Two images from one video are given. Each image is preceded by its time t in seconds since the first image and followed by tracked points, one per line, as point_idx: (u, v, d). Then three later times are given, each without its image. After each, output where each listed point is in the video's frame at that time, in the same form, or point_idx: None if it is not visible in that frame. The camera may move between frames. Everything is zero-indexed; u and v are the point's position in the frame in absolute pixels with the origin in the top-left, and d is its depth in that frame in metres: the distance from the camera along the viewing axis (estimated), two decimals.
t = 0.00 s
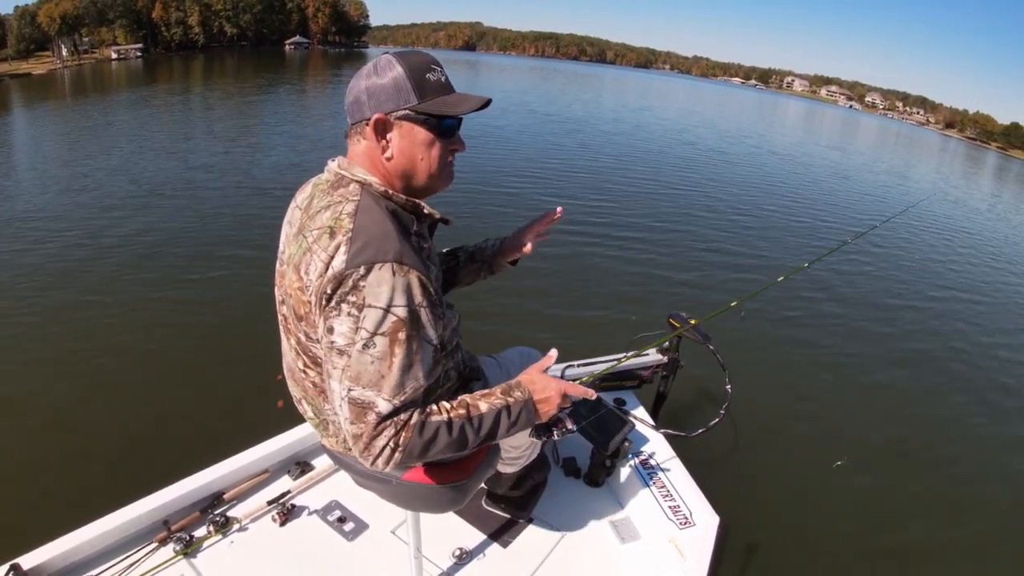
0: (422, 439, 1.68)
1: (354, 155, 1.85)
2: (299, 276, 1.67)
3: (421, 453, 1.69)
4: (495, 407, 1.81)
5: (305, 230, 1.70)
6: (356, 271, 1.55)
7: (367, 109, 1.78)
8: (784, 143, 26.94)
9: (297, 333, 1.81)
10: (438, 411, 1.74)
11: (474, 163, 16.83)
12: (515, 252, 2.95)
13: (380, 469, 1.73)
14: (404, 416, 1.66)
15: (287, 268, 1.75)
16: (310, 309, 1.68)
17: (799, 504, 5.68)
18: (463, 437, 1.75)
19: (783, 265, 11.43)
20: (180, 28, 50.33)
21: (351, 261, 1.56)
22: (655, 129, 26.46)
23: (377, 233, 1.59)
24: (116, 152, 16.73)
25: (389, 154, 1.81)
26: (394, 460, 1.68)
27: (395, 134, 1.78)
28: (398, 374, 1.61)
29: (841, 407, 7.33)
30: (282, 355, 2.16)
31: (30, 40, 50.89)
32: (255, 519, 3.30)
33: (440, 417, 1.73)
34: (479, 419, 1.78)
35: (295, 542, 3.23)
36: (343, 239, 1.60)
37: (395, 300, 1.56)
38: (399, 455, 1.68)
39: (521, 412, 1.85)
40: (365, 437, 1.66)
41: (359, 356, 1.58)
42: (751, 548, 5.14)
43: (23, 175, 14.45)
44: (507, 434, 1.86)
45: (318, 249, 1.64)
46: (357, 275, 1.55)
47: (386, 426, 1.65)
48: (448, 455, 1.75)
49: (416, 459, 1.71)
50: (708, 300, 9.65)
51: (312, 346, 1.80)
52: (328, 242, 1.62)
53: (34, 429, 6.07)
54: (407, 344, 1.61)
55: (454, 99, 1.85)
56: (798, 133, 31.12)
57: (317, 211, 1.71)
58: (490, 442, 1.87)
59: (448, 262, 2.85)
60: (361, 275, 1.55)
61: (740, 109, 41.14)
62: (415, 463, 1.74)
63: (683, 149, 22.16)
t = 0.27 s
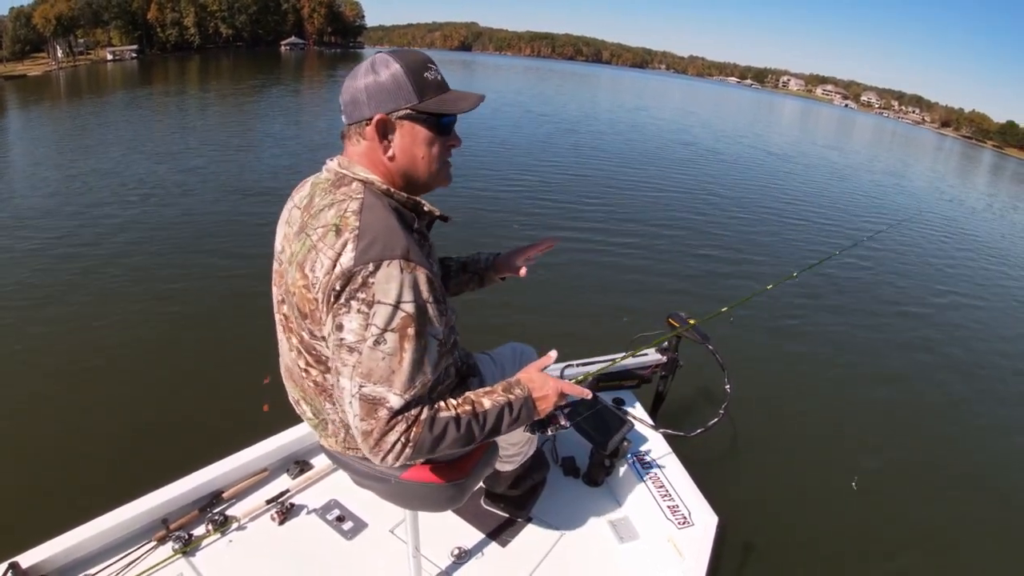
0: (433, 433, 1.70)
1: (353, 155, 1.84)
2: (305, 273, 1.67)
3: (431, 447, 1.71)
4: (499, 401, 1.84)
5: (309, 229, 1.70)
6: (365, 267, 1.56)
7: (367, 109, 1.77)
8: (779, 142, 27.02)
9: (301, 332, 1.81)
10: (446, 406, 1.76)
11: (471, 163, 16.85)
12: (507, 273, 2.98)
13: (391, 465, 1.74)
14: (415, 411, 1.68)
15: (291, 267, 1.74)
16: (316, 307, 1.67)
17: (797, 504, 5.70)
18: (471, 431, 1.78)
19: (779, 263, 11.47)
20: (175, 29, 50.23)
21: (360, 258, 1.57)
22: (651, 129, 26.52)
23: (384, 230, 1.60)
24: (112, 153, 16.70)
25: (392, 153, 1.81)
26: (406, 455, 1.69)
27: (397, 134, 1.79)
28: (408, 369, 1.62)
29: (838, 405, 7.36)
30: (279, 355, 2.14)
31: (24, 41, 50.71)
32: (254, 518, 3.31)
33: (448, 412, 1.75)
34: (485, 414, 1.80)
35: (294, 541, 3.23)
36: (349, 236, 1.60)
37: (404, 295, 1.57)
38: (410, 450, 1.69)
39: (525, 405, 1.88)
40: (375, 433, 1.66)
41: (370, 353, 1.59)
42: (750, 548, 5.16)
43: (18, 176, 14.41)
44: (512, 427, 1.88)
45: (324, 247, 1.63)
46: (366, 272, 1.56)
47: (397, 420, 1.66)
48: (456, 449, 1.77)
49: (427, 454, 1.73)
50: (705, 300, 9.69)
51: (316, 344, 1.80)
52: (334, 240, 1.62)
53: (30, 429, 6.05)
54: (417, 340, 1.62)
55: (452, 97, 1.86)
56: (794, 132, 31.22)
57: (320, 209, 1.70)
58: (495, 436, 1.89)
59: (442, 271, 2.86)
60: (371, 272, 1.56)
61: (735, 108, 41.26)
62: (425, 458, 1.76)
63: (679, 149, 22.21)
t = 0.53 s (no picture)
0: (442, 430, 1.70)
1: (357, 156, 1.82)
2: (311, 272, 1.66)
3: (440, 444, 1.71)
4: (504, 398, 1.84)
5: (313, 228, 1.69)
6: (373, 265, 1.56)
7: (372, 111, 1.75)
8: (776, 141, 27.08)
9: (306, 332, 1.79)
10: (453, 403, 1.76)
11: (468, 163, 16.86)
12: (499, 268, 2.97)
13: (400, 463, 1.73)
14: (423, 408, 1.68)
15: (295, 266, 1.73)
16: (323, 306, 1.66)
17: (798, 503, 5.71)
18: (478, 428, 1.78)
19: (776, 263, 11.50)
20: (171, 31, 50.15)
21: (368, 256, 1.57)
22: (647, 129, 26.56)
23: (391, 228, 1.60)
24: (108, 155, 16.67)
25: (398, 155, 1.80)
26: (415, 451, 1.69)
27: (404, 135, 1.78)
28: (417, 366, 1.62)
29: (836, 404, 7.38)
30: (278, 357, 2.12)
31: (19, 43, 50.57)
32: (254, 518, 3.30)
33: (455, 409, 1.75)
34: (491, 410, 1.81)
35: (294, 541, 3.22)
36: (357, 235, 1.60)
37: (412, 292, 1.58)
38: (420, 447, 1.69)
39: (529, 401, 1.89)
40: (385, 431, 1.66)
41: (379, 350, 1.58)
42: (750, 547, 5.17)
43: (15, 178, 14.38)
44: (517, 424, 1.89)
45: (330, 246, 1.62)
46: (375, 270, 1.56)
47: (407, 417, 1.66)
48: (464, 446, 1.77)
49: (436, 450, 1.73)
50: (703, 299, 9.71)
51: (321, 343, 1.79)
52: (341, 238, 1.62)
53: (28, 431, 6.03)
54: (425, 337, 1.62)
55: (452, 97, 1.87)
56: (790, 131, 31.29)
57: (324, 208, 1.69)
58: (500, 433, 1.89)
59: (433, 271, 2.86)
60: (379, 269, 1.56)
61: (731, 108, 41.36)
62: (435, 455, 1.76)
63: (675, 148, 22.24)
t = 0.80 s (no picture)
0: (446, 433, 1.70)
1: (363, 157, 1.81)
2: (317, 274, 1.65)
3: (445, 447, 1.71)
4: (507, 401, 1.84)
5: (319, 230, 1.69)
6: (379, 268, 1.56)
7: (382, 113, 1.74)
8: (772, 140, 27.16)
9: (310, 334, 1.79)
10: (457, 406, 1.76)
11: (466, 163, 16.87)
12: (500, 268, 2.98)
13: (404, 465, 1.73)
14: (428, 410, 1.68)
15: (300, 268, 1.72)
16: (328, 308, 1.66)
17: (797, 502, 5.72)
18: (481, 431, 1.78)
19: (774, 262, 11.53)
20: (167, 31, 50.05)
21: (374, 259, 1.57)
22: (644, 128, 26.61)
23: (397, 231, 1.60)
24: (106, 155, 16.65)
25: (406, 158, 1.81)
26: (420, 454, 1.69)
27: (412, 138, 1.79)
28: (423, 369, 1.63)
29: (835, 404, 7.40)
30: (281, 359, 2.12)
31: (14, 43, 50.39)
32: (256, 519, 3.30)
33: (459, 411, 1.75)
34: (495, 413, 1.81)
35: (295, 542, 3.23)
36: (363, 237, 1.60)
37: (418, 295, 1.58)
38: (425, 449, 1.69)
39: (533, 403, 1.89)
40: (390, 433, 1.66)
41: (385, 353, 1.58)
42: (750, 547, 5.19)
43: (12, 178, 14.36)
44: (520, 426, 1.89)
45: (336, 248, 1.62)
46: (381, 273, 1.56)
47: (412, 420, 1.66)
48: (468, 448, 1.77)
49: (440, 453, 1.73)
50: (701, 299, 9.73)
51: (326, 346, 1.78)
52: (347, 241, 1.61)
53: (27, 432, 6.02)
54: (430, 340, 1.62)
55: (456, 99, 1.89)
56: (786, 130, 31.36)
57: (330, 211, 1.69)
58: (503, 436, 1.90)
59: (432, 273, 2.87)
60: (385, 272, 1.56)
61: (728, 107, 41.42)
62: (439, 457, 1.76)
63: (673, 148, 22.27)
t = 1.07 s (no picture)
0: (445, 435, 1.70)
1: (376, 155, 1.79)
2: (317, 276, 1.65)
3: (444, 450, 1.71)
4: (507, 404, 1.84)
5: (319, 232, 1.69)
6: (379, 271, 1.56)
7: (411, 118, 1.74)
8: (769, 139, 27.22)
9: (310, 336, 1.79)
10: (457, 409, 1.76)
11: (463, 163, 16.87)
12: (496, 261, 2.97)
13: (403, 468, 1.73)
14: (427, 413, 1.68)
15: (300, 269, 1.72)
16: (328, 310, 1.66)
17: (795, 502, 5.73)
18: (480, 433, 1.78)
19: (772, 261, 11.56)
20: (163, 30, 49.89)
21: (374, 261, 1.56)
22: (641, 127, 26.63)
23: (396, 234, 1.60)
24: (103, 155, 16.62)
25: (416, 167, 1.82)
26: (419, 456, 1.69)
27: (427, 152, 1.82)
28: (422, 371, 1.62)
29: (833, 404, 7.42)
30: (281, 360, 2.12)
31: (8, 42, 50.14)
32: (256, 520, 3.30)
33: (459, 414, 1.75)
34: (495, 415, 1.81)
35: (296, 542, 3.23)
36: (363, 239, 1.60)
37: (417, 298, 1.57)
38: (424, 452, 1.69)
39: (532, 406, 1.89)
40: (389, 435, 1.66)
41: (384, 355, 1.58)
42: (750, 546, 5.22)
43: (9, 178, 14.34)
44: (519, 429, 1.89)
45: (336, 250, 1.62)
46: (381, 275, 1.56)
47: (411, 423, 1.66)
48: (467, 450, 1.77)
49: (439, 455, 1.73)
50: (699, 299, 9.75)
51: (326, 347, 1.78)
52: (347, 243, 1.61)
53: (26, 432, 6.01)
54: (430, 342, 1.62)
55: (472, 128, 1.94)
56: (783, 130, 31.41)
57: (330, 212, 1.69)
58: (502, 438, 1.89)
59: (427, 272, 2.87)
60: (385, 275, 1.56)
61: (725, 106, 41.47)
62: (438, 460, 1.76)
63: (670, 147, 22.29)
